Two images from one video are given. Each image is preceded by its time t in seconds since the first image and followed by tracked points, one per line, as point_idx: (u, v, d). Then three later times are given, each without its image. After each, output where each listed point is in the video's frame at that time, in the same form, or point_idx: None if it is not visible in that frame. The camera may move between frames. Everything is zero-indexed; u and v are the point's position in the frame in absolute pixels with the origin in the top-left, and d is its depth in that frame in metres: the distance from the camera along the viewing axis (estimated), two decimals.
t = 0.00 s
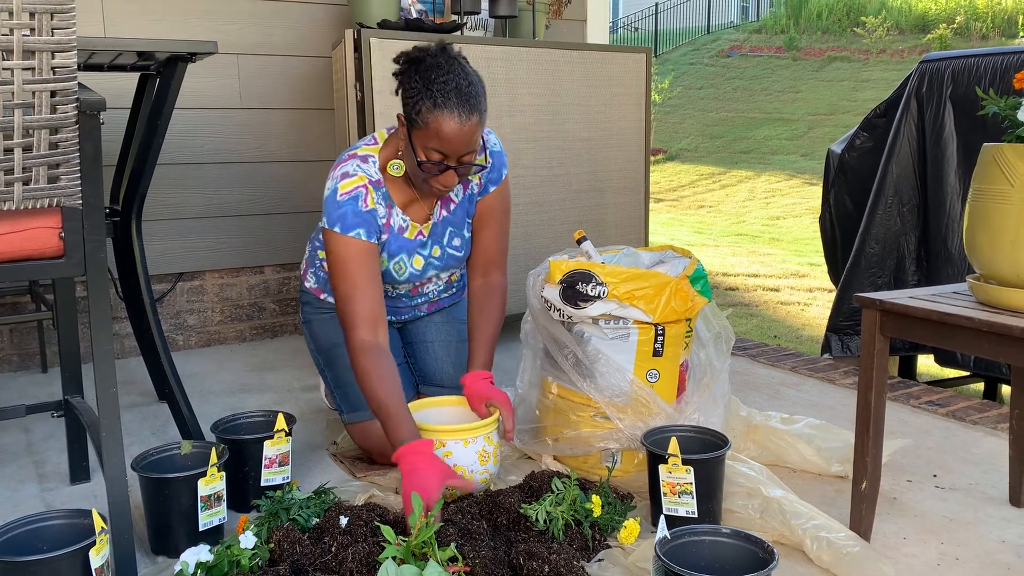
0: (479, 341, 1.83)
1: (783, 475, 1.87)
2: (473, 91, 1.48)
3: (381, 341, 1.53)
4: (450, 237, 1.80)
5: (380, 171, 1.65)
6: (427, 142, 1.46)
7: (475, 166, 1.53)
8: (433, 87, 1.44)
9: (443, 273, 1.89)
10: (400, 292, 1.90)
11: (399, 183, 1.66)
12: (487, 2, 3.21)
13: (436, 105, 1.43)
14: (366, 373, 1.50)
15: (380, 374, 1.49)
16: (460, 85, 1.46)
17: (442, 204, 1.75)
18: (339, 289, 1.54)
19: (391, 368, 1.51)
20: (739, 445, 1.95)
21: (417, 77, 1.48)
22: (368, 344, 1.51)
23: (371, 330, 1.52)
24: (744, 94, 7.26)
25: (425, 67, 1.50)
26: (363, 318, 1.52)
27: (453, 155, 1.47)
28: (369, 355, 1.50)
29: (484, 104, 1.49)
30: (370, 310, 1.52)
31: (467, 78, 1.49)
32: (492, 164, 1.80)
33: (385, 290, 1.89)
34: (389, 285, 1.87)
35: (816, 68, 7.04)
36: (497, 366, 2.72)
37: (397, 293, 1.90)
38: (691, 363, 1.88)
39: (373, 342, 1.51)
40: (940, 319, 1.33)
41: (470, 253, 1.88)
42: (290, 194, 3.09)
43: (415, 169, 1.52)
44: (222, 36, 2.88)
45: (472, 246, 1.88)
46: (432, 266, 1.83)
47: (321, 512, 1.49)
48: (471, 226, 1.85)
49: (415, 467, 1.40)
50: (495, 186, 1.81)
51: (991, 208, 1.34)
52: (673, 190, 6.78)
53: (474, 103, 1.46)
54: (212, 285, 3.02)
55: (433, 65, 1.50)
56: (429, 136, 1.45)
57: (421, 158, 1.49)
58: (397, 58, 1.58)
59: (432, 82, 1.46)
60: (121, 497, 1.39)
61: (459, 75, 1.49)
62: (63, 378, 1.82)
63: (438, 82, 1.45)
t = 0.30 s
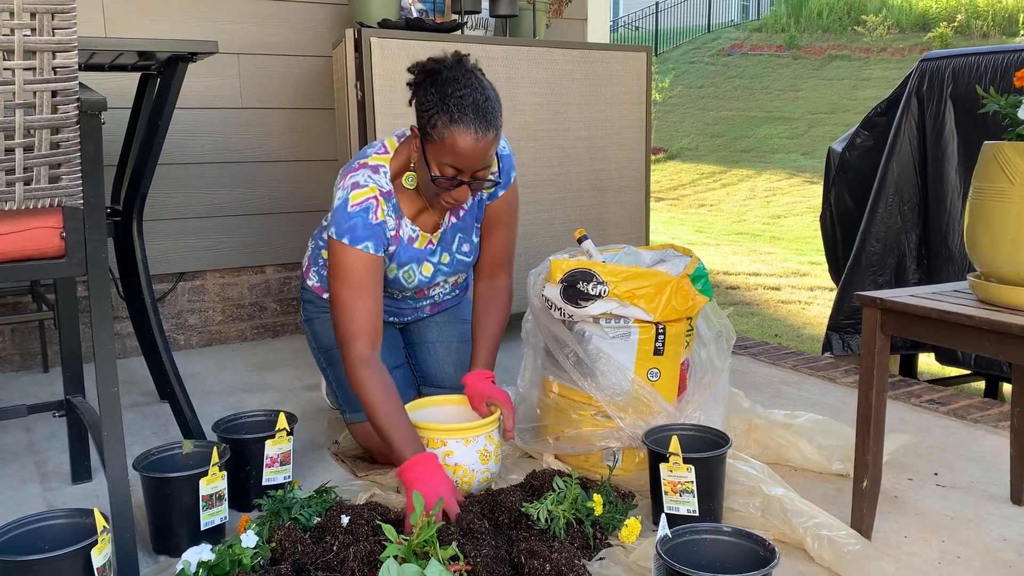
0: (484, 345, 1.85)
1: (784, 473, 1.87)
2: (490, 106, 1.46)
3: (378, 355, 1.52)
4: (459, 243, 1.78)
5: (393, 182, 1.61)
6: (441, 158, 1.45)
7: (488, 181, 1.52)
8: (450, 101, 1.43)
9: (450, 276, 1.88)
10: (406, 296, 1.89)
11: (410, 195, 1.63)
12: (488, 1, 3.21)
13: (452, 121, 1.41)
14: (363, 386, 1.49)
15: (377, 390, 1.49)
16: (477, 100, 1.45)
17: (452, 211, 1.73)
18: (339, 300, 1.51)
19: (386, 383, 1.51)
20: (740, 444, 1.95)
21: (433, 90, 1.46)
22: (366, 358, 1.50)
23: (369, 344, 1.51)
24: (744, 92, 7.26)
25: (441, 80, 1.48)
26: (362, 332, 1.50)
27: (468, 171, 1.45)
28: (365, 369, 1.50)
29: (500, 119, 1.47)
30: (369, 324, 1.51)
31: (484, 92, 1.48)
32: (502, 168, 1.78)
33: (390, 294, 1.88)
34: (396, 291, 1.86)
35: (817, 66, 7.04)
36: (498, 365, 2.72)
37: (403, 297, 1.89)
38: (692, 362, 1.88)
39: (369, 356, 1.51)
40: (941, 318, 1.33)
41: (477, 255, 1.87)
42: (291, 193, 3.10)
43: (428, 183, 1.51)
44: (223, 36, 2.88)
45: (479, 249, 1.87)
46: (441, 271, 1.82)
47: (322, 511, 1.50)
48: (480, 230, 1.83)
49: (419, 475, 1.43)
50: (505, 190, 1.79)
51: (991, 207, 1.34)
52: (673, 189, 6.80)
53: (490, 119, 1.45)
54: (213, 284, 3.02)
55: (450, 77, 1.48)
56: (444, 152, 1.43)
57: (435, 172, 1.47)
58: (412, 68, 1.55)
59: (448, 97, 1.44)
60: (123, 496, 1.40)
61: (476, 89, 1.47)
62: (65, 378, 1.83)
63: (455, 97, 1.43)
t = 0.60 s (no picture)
0: (487, 344, 1.85)
1: (786, 471, 1.87)
2: (494, 112, 1.46)
3: (382, 360, 1.53)
4: (463, 243, 1.78)
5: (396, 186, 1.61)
6: (445, 163, 1.45)
7: (492, 186, 1.52)
8: (454, 106, 1.43)
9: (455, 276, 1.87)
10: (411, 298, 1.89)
11: (414, 200, 1.63)
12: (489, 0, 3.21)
13: (456, 126, 1.41)
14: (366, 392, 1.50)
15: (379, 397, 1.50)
16: (482, 106, 1.45)
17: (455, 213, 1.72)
18: (344, 304, 1.51)
19: (389, 388, 1.52)
20: (742, 442, 1.95)
21: (437, 95, 1.46)
22: (369, 364, 1.51)
23: (372, 350, 1.52)
24: (746, 91, 7.25)
25: (445, 84, 1.47)
26: (366, 337, 1.51)
27: (471, 176, 1.45)
28: (369, 375, 1.51)
29: (504, 124, 1.47)
30: (372, 330, 1.51)
31: (488, 97, 1.48)
32: (506, 166, 1.77)
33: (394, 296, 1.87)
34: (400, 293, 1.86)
35: (818, 64, 7.03)
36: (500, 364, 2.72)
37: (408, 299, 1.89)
38: (693, 361, 1.88)
39: (373, 361, 1.52)
40: (943, 316, 1.33)
41: (481, 255, 1.87)
42: (292, 193, 3.10)
43: (432, 188, 1.51)
44: (224, 35, 2.88)
45: (483, 248, 1.86)
46: (445, 272, 1.81)
47: (324, 510, 1.51)
48: (484, 229, 1.83)
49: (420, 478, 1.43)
50: (509, 188, 1.79)
51: (994, 204, 1.33)
52: (675, 186, 6.82)
53: (494, 124, 1.45)
54: (215, 284, 3.02)
55: (454, 82, 1.47)
56: (448, 157, 1.43)
57: (439, 177, 1.47)
58: (415, 71, 1.55)
59: (453, 102, 1.44)
60: (125, 495, 1.40)
61: (480, 94, 1.47)
62: (67, 378, 1.83)
63: (459, 101, 1.43)
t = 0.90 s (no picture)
0: (492, 344, 1.85)
1: (791, 471, 1.86)
2: (498, 109, 1.46)
3: (388, 358, 1.53)
4: (467, 243, 1.78)
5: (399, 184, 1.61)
6: (448, 159, 1.45)
7: (495, 183, 1.52)
8: (457, 103, 1.43)
9: (460, 276, 1.87)
10: (415, 298, 1.89)
11: (417, 197, 1.63)
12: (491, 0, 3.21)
13: (460, 123, 1.41)
14: (372, 390, 1.51)
15: (385, 394, 1.50)
16: (485, 103, 1.45)
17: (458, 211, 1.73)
18: (350, 302, 1.52)
19: (395, 386, 1.52)
20: (746, 442, 1.94)
21: (440, 92, 1.46)
22: (375, 361, 1.51)
23: (378, 348, 1.52)
24: (749, 90, 7.22)
25: (449, 81, 1.47)
26: (372, 335, 1.51)
27: (475, 172, 1.45)
28: (376, 373, 1.51)
29: (507, 121, 1.47)
30: (378, 328, 1.52)
31: (491, 94, 1.48)
32: (510, 166, 1.78)
33: (399, 297, 1.87)
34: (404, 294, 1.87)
35: (821, 63, 7.03)
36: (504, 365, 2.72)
37: (412, 301, 1.90)
38: (697, 361, 1.88)
39: (380, 359, 1.52)
40: (946, 315, 1.32)
41: (484, 255, 1.87)
42: (295, 193, 3.10)
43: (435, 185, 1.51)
44: (226, 36, 2.88)
45: (487, 248, 1.86)
46: (449, 272, 1.82)
47: (329, 511, 1.50)
48: (488, 229, 1.83)
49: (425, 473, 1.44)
50: (513, 188, 1.79)
51: (997, 202, 1.33)
52: (678, 186, 6.82)
53: (498, 121, 1.45)
54: (219, 285, 3.02)
55: (458, 79, 1.47)
56: (452, 154, 1.43)
57: (443, 174, 1.47)
58: (418, 69, 1.55)
59: (456, 99, 1.44)
60: (129, 496, 1.40)
61: (484, 91, 1.47)
62: (71, 379, 1.83)
63: (463, 98, 1.43)
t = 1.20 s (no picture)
0: (496, 345, 1.85)
1: (795, 471, 1.86)
2: (499, 109, 1.46)
3: (392, 360, 1.53)
4: (470, 244, 1.78)
5: (401, 186, 1.61)
6: (449, 160, 1.44)
7: (496, 182, 1.52)
8: (458, 103, 1.42)
9: (463, 277, 1.87)
10: (418, 300, 1.89)
11: (418, 199, 1.63)
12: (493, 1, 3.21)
13: (461, 123, 1.41)
14: (375, 392, 1.51)
15: (387, 397, 1.50)
16: (486, 103, 1.44)
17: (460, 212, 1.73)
18: (353, 304, 1.52)
19: (398, 387, 1.52)
20: (751, 442, 1.94)
21: (441, 92, 1.46)
22: (378, 364, 1.51)
23: (382, 350, 1.52)
24: (752, 89, 7.20)
25: (449, 82, 1.47)
26: (375, 336, 1.52)
27: (476, 172, 1.45)
28: (379, 374, 1.51)
29: (508, 120, 1.47)
30: (382, 330, 1.52)
31: (492, 93, 1.48)
32: (512, 167, 1.77)
33: (402, 298, 1.87)
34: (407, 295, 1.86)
35: (824, 62, 7.01)
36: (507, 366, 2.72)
37: (416, 302, 1.90)
38: (701, 361, 1.88)
39: (383, 360, 1.52)
40: (952, 315, 1.32)
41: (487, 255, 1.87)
42: (299, 194, 3.10)
43: (436, 185, 1.50)
44: (229, 38, 2.88)
45: (490, 249, 1.86)
46: (453, 273, 1.81)
47: (333, 512, 1.50)
48: (491, 230, 1.82)
49: (429, 471, 1.44)
50: (515, 188, 1.78)
51: (1003, 202, 1.33)
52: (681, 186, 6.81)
53: (499, 121, 1.44)
54: (222, 286, 3.03)
55: (459, 80, 1.47)
56: (453, 154, 1.43)
57: (444, 174, 1.47)
58: (419, 70, 1.55)
59: (457, 98, 1.43)
60: (134, 499, 1.40)
61: (485, 91, 1.47)
62: (76, 380, 1.83)
63: (463, 98, 1.43)
